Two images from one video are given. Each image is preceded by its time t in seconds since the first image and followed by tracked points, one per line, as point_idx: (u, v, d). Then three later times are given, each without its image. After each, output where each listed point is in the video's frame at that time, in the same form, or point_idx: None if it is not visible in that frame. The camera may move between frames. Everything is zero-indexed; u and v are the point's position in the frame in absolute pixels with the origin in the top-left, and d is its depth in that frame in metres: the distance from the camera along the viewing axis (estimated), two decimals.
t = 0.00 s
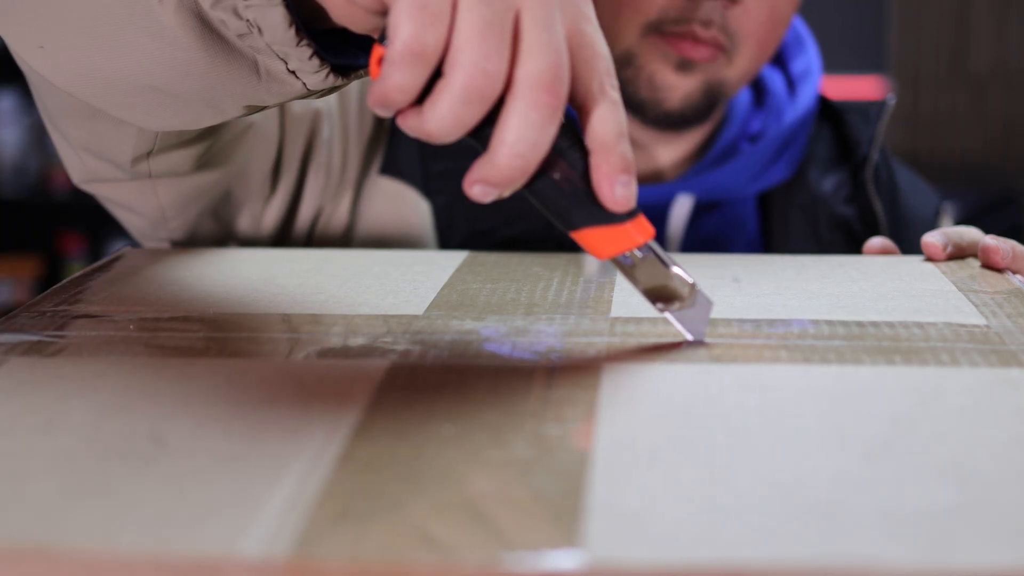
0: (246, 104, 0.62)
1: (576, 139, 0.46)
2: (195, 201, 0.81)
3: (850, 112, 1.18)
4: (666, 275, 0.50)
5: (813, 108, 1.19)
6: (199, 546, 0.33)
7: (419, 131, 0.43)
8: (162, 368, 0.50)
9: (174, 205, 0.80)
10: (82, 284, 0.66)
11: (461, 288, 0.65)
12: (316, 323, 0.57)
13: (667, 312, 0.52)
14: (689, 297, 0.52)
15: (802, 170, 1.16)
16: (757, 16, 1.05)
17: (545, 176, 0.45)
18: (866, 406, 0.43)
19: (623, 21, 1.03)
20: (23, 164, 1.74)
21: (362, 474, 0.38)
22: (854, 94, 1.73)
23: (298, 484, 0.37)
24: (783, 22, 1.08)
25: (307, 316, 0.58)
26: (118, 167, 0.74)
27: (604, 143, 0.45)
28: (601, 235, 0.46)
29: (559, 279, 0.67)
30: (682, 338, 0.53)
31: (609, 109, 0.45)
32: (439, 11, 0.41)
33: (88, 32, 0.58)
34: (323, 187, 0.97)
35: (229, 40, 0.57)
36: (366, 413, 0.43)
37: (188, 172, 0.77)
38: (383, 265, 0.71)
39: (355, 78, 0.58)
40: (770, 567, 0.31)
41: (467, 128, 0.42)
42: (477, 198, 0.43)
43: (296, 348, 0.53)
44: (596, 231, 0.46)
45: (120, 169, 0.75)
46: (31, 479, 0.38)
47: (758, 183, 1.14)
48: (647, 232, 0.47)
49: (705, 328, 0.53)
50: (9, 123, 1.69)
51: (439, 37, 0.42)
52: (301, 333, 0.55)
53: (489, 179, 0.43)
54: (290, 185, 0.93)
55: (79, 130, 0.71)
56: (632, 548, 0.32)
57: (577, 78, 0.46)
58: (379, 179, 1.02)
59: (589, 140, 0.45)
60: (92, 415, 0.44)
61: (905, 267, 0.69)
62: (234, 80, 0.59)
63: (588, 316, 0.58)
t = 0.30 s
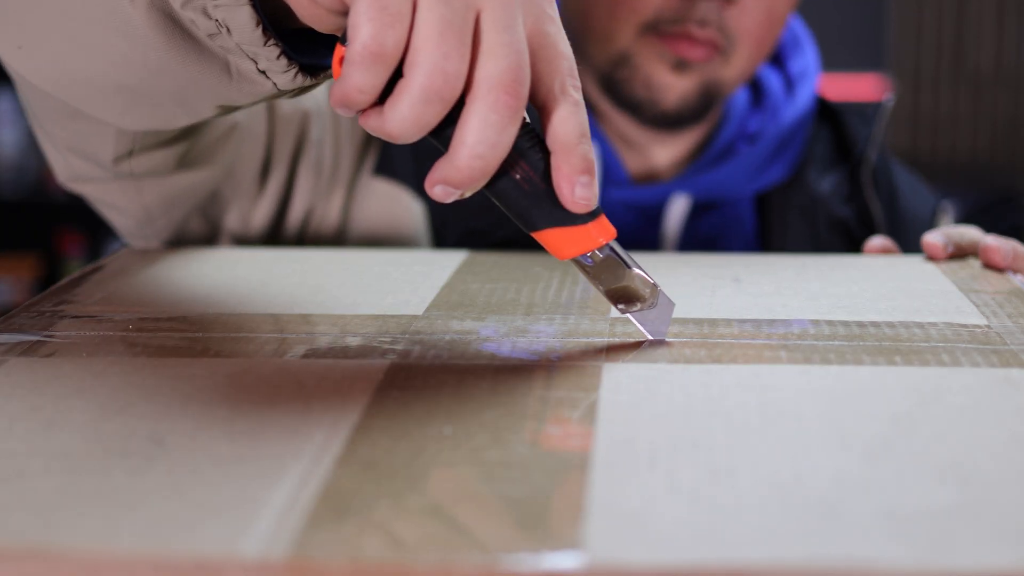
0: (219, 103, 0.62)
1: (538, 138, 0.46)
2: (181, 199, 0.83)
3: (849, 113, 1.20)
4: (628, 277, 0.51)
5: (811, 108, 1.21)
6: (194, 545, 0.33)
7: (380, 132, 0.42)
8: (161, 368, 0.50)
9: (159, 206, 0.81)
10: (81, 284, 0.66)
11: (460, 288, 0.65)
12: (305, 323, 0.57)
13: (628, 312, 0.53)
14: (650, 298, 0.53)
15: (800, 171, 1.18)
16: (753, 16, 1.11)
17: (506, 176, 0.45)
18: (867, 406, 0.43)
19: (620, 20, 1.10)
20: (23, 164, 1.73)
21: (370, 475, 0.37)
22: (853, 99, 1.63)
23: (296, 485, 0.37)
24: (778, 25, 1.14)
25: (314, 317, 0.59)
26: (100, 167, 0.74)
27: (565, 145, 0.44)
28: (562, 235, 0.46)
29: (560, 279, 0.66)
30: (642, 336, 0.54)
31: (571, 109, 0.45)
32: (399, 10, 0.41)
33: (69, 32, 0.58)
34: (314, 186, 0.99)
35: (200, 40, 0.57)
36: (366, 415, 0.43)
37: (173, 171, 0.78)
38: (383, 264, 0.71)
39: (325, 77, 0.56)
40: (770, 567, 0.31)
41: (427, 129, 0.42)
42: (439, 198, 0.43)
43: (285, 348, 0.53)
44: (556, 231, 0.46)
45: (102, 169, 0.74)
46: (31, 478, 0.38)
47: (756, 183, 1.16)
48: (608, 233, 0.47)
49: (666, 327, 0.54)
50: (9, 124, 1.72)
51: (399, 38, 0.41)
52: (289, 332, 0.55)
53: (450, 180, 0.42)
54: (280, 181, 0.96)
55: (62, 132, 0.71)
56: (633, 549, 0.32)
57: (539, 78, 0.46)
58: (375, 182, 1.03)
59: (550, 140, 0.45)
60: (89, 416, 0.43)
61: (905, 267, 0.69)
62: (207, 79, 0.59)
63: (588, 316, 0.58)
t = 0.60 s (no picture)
0: (199, 102, 0.62)
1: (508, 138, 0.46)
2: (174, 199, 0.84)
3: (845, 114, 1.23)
4: (598, 278, 0.51)
5: (808, 109, 1.23)
6: (194, 545, 0.33)
7: (350, 133, 0.44)
8: (162, 367, 0.50)
9: (148, 206, 0.82)
10: (83, 284, 0.66)
11: (461, 288, 0.65)
12: (297, 323, 0.57)
13: (600, 313, 0.54)
14: (620, 297, 0.53)
15: (798, 172, 1.21)
16: (752, 17, 1.11)
17: (476, 177, 0.46)
18: (868, 406, 0.43)
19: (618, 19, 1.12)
20: (24, 163, 1.67)
21: (373, 475, 0.37)
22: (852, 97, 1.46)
23: (297, 483, 0.37)
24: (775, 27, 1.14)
25: (317, 317, 0.59)
26: (86, 168, 0.75)
27: (534, 146, 0.45)
28: (534, 235, 0.47)
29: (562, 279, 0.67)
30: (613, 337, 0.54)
31: (540, 110, 0.46)
32: (366, 12, 0.42)
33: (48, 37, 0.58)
34: (307, 186, 0.99)
35: (177, 42, 0.58)
36: (366, 415, 0.43)
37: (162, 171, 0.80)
38: (385, 264, 0.71)
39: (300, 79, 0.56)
40: (769, 567, 0.31)
41: (396, 130, 0.43)
42: (409, 198, 0.45)
43: (276, 347, 0.53)
44: (527, 232, 0.47)
45: (88, 171, 0.75)
46: (32, 479, 0.38)
47: (753, 183, 1.18)
48: (579, 233, 0.48)
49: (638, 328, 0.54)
50: (10, 124, 1.67)
51: (367, 40, 0.42)
52: (278, 332, 0.56)
53: (419, 181, 0.44)
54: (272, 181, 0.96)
55: (46, 131, 0.71)
56: (633, 548, 0.32)
57: (509, 78, 0.47)
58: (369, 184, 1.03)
59: (519, 141, 0.46)
60: (90, 416, 0.44)
61: (905, 267, 0.69)
62: (184, 79, 0.60)
63: (589, 316, 0.58)
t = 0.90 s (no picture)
0: (172, 105, 0.63)
1: (473, 137, 0.47)
2: (161, 199, 0.85)
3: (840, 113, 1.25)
4: (563, 276, 0.51)
5: (802, 108, 1.25)
6: (200, 546, 0.32)
7: (315, 134, 0.44)
8: (163, 367, 0.50)
9: (134, 208, 0.83)
10: (84, 284, 0.67)
11: (461, 287, 0.65)
12: (284, 323, 0.57)
13: (567, 311, 0.54)
14: (588, 298, 0.53)
15: (793, 172, 1.23)
16: (748, 17, 1.13)
17: (441, 177, 0.46)
18: (868, 406, 0.43)
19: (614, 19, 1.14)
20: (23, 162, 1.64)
21: (380, 476, 0.37)
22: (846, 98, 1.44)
23: (297, 482, 0.37)
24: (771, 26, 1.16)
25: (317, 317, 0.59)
26: (70, 170, 0.76)
27: (498, 146, 0.46)
28: (499, 235, 0.47)
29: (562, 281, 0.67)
30: (584, 336, 0.55)
31: (503, 110, 0.46)
32: (328, 15, 0.43)
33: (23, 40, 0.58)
34: (297, 187, 1.00)
35: (151, 45, 0.58)
36: (365, 414, 0.43)
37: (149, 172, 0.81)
38: (386, 265, 0.71)
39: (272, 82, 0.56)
40: (769, 567, 0.30)
41: (360, 132, 0.44)
42: (375, 199, 0.45)
43: (264, 347, 0.53)
44: (493, 231, 0.47)
45: (72, 172, 0.76)
46: (31, 481, 0.38)
47: (747, 182, 1.20)
48: (545, 232, 0.48)
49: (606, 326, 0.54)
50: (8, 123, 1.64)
51: (329, 43, 0.43)
52: (266, 332, 0.56)
53: (384, 182, 0.44)
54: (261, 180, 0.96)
55: (31, 133, 0.72)
56: (633, 549, 0.32)
57: (473, 79, 0.48)
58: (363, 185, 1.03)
59: (483, 141, 0.46)
60: (89, 419, 0.43)
61: (905, 266, 0.69)
62: (155, 82, 0.60)
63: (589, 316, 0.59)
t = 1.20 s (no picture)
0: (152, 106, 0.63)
1: (440, 136, 0.47)
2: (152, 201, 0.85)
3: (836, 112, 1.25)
4: (530, 277, 0.51)
5: (798, 108, 1.25)
6: (202, 546, 0.32)
7: (283, 133, 0.45)
8: (164, 368, 0.50)
9: (123, 207, 0.84)
10: (85, 284, 0.67)
11: (461, 288, 0.65)
12: (275, 323, 0.58)
13: (535, 311, 0.54)
14: (555, 298, 0.53)
15: (787, 172, 1.24)
16: (741, 17, 1.16)
17: (408, 177, 0.46)
18: (868, 406, 0.43)
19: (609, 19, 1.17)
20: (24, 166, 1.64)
21: (380, 475, 0.37)
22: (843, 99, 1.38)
23: (298, 481, 0.37)
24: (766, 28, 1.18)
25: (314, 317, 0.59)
26: (56, 170, 0.77)
27: (465, 146, 0.46)
28: (466, 235, 0.47)
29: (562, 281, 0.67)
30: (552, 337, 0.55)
31: (471, 110, 0.47)
32: (295, 14, 0.43)
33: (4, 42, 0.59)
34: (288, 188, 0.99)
35: (128, 46, 0.59)
36: (366, 413, 0.44)
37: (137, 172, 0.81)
38: (386, 265, 0.71)
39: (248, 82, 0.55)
40: (768, 567, 0.31)
41: (327, 131, 0.44)
42: (343, 198, 0.46)
43: (253, 346, 0.53)
44: (461, 231, 0.47)
45: (58, 172, 0.77)
46: (31, 480, 0.38)
47: (741, 182, 1.23)
48: (513, 232, 0.48)
49: (572, 327, 0.54)
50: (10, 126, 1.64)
51: (295, 43, 0.43)
52: (258, 333, 0.56)
53: (351, 182, 0.44)
54: (252, 179, 0.95)
55: (19, 134, 0.74)
56: (632, 548, 0.32)
57: (441, 78, 0.48)
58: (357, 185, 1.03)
59: (451, 141, 0.46)
60: (88, 420, 0.43)
61: (905, 267, 0.69)
62: (131, 82, 0.60)
63: (589, 317, 0.59)
